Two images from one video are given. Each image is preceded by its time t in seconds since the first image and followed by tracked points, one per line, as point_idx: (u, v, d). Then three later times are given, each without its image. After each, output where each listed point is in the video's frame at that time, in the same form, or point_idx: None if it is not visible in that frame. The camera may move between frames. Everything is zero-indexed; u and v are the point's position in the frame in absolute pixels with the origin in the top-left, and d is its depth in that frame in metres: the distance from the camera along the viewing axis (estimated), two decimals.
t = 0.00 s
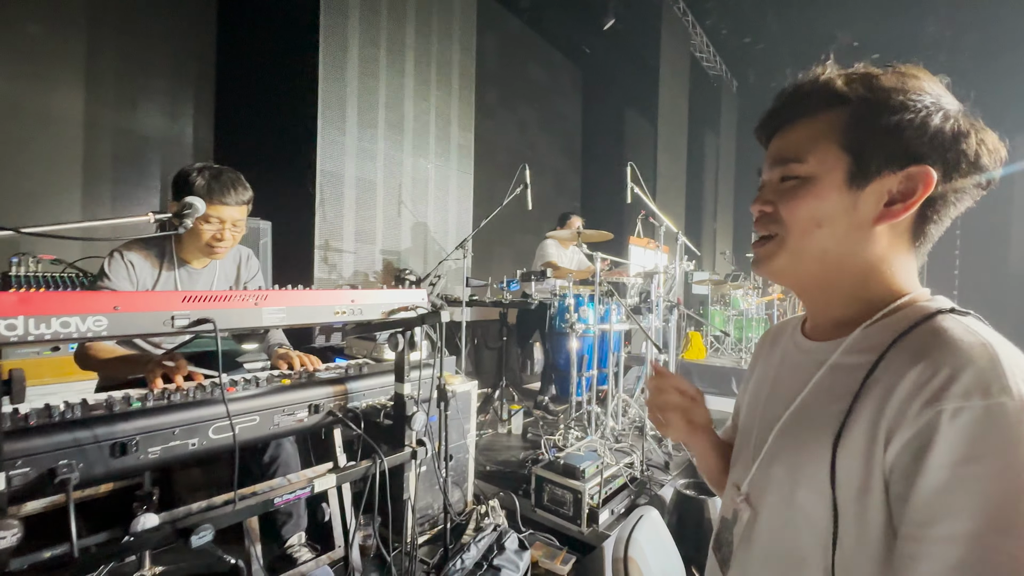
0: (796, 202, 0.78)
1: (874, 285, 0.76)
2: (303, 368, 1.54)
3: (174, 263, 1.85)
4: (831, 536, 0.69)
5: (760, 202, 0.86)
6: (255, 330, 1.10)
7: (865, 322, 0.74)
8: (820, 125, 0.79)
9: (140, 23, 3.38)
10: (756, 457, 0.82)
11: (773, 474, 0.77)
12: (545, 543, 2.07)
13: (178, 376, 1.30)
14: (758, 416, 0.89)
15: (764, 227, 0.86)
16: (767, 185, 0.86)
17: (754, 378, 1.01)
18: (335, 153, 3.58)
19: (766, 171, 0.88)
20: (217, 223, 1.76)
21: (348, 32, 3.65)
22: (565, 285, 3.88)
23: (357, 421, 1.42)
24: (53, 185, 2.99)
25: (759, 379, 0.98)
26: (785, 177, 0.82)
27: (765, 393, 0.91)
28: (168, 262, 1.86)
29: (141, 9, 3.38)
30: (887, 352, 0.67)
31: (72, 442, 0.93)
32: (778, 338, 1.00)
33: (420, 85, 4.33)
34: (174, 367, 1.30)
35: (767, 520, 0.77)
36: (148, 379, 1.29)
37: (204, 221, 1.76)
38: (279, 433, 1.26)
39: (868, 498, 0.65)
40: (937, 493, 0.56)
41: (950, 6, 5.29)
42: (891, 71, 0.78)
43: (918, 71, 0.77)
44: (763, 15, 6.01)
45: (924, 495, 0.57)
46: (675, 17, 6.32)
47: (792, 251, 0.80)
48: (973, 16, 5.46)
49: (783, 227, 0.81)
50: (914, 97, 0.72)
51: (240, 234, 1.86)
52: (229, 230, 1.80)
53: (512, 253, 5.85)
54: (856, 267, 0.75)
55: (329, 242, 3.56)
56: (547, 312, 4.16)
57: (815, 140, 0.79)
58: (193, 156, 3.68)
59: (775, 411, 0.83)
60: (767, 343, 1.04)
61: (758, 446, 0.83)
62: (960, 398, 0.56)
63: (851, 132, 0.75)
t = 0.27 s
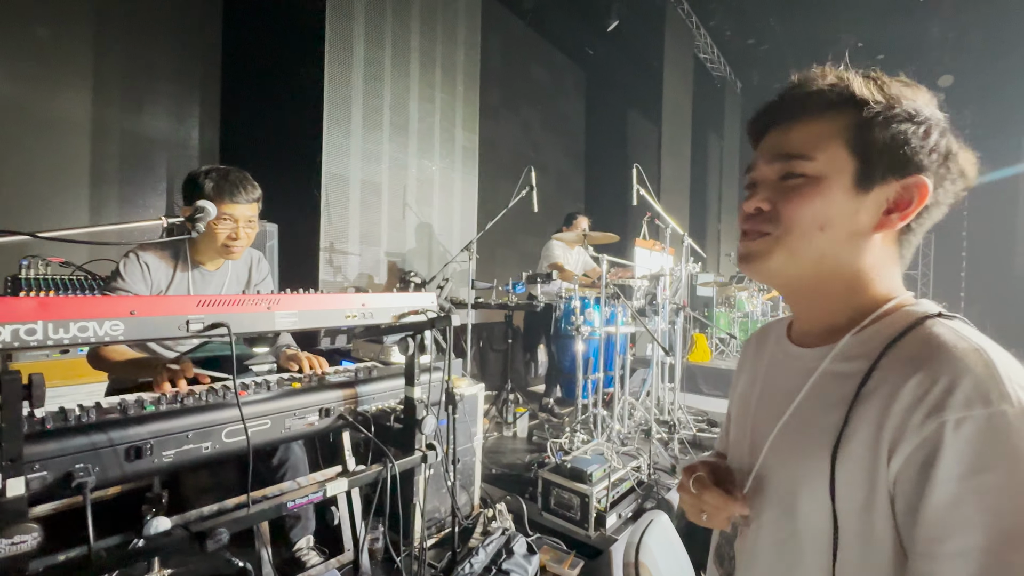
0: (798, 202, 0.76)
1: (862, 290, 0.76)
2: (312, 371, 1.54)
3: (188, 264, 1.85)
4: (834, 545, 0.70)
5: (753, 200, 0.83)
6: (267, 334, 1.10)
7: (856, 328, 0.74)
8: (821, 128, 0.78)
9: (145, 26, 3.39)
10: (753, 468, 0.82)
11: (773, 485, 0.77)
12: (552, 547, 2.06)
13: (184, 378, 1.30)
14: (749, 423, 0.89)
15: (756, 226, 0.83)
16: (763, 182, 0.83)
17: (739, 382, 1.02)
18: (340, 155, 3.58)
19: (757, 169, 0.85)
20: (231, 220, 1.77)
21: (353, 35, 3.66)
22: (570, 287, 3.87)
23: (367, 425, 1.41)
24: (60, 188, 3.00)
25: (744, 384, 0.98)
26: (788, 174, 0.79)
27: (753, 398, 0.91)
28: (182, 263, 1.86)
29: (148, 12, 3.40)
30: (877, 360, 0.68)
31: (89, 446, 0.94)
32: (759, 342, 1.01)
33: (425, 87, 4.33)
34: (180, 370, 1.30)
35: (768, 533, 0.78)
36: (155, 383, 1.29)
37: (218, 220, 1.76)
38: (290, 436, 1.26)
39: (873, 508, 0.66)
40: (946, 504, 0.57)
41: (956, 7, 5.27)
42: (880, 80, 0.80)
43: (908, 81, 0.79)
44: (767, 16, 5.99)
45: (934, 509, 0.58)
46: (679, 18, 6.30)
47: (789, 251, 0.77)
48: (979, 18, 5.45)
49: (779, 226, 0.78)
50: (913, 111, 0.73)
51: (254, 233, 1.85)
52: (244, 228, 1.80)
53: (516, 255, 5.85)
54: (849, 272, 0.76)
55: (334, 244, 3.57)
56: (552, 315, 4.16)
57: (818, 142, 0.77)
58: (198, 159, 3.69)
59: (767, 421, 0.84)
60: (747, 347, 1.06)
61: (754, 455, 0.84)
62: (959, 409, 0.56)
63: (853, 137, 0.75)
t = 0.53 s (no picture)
0: (786, 207, 0.81)
1: (835, 298, 0.83)
2: (320, 376, 1.54)
3: (199, 270, 1.86)
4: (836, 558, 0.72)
5: (738, 202, 0.87)
6: (278, 339, 1.11)
7: (834, 338, 0.79)
8: (805, 135, 0.86)
9: (152, 32, 3.42)
10: (746, 485, 0.83)
11: (771, 496, 0.78)
12: (559, 552, 2.05)
13: (190, 383, 1.31)
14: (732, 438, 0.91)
15: (739, 228, 0.87)
16: (748, 188, 0.88)
17: (709, 396, 1.06)
18: (345, 159, 3.60)
19: (738, 172, 0.91)
20: (241, 229, 1.78)
21: (358, 40, 3.68)
22: (575, 290, 3.87)
23: (375, 430, 1.42)
24: (67, 192, 3.03)
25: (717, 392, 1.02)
26: (773, 179, 0.85)
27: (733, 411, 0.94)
28: (193, 269, 1.88)
29: (153, 18, 3.42)
30: (863, 370, 0.73)
31: (102, 451, 0.94)
32: (728, 352, 1.05)
33: (429, 91, 4.35)
34: (186, 374, 1.31)
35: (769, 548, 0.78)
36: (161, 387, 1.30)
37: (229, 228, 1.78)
38: (300, 441, 1.26)
39: (876, 518, 0.68)
40: (953, 512, 0.60)
41: (961, 9, 5.24)
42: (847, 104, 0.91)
43: (875, 105, 0.90)
44: (771, 18, 5.98)
45: (943, 518, 0.60)
46: (683, 20, 6.29)
47: (777, 255, 0.82)
48: (985, 20, 5.42)
49: (767, 230, 0.82)
50: (882, 130, 0.85)
51: (264, 240, 1.86)
52: (253, 236, 1.81)
53: (520, 258, 5.85)
54: (827, 279, 0.82)
55: (339, 248, 3.58)
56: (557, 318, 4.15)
57: (802, 148, 0.84)
58: (204, 162, 3.71)
59: (755, 436, 0.86)
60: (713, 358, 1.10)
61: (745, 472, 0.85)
62: (955, 417, 0.60)
63: (835, 148, 0.83)
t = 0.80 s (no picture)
0: (769, 208, 0.81)
1: (807, 296, 0.86)
2: (329, 377, 1.55)
3: (215, 271, 1.88)
4: (824, 548, 0.73)
5: (722, 203, 0.86)
6: (288, 340, 1.12)
7: (809, 334, 0.82)
8: (780, 137, 0.87)
9: (161, 35, 3.45)
10: (733, 483, 0.85)
11: (761, 491, 0.79)
12: (566, 553, 2.06)
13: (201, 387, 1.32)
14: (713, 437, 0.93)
15: (722, 229, 0.85)
16: (728, 189, 0.87)
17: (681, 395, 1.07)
18: (351, 161, 3.62)
19: (717, 173, 0.90)
20: (257, 233, 1.80)
21: (364, 41, 3.69)
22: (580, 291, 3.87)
23: (384, 430, 1.44)
24: (77, 194, 3.05)
25: (692, 391, 1.03)
26: (754, 181, 0.85)
27: (711, 410, 0.96)
28: (210, 270, 1.90)
29: (161, 22, 3.45)
30: (842, 364, 0.76)
31: (116, 452, 0.95)
32: (700, 352, 1.06)
33: (435, 92, 4.36)
34: (198, 379, 1.33)
35: (761, 543, 0.79)
36: (173, 390, 1.31)
37: (245, 231, 1.80)
38: (311, 442, 1.27)
39: (864, 506, 0.70)
40: (933, 496, 0.62)
41: (970, 7, 5.21)
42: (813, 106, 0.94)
43: (841, 108, 0.94)
44: (777, 17, 5.96)
45: (926, 503, 0.62)
46: (689, 20, 6.27)
47: (761, 256, 0.81)
48: (994, 17, 5.38)
49: (751, 231, 0.82)
50: (849, 134, 0.89)
51: (280, 243, 1.88)
52: (269, 240, 1.83)
53: (525, 258, 5.85)
54: (805, 277, 0.85)
55: (346, 249, 3.60)
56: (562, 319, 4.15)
57: (779, 150, 0.85)
58: (212, 164, 3.73)
59: (736, 433, 0.87)
60: (683, 357, 1.11)
61: (731, 471, 0.87)
62: (932, 407, 0.63)
63: (809, 150, 0.86)
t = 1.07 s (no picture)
0: (764, 219, 0.82)
1: (794, 305, 0.88)
2: (336, 380, 1.56)
3: (226, 276, 1.90)
4: (813, 550, 0.75)
5: (716, 216, 0.86)
6: (297, 345, 1.12)
7: (797, 341, 0.83)
8: (770, 150, 0.88)
9: (170, 39, 3.48)
10: (725, 489, 0.86)
11: (753, 496, 0.81)
12: (573, 556, 2.05)
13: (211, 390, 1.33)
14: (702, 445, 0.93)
15: (717, 241, 0.85)
16: (721, 201, 0.87)
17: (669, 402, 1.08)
18: (357, 164, 3.63)
19: (709, 184, 0.90)
20: (268, 240, 1.81)
21: (370, 44, 3.70)
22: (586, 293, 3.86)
23: (391, 434, 1.44)
24: (88, 198, 3.09)
25: (679, 398, 1.04)
26: (747, 193, 0.86)
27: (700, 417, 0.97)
28: (221, 275, 1.91)
29: (169, 27, 3.48)
30: (829, 372, 0.78)
31: (128, 455, 0.96)
32: (687, 359, 1.07)
33: (440, 94, 4.37)
34: (207, 382, 1.33)
35: (754, 546, 0.81)
36: (182, 393, 1.32)
37: (256, 237, 1.81)
38: (318, 446, 1.28)
39: (853, 510, 0.72)
40: (918, 500, 0.64)
41: (981, 4, 5.15)
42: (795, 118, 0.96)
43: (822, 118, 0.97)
44: (783, 16, 5.92)
45: (914, 508, 0.64)
46: (695, 19, 6.24)
47: (756, 267, 0.82)
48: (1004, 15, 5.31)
49: (748, 242, 0.82)
50: (830, 147, 0.91)
51: (291, 250, 1.89)
52: (280, 247, 1.84)
53: (530, 259, 5.85)
54: (793, 287, 0.86)
55: (352, 251, 3.61)
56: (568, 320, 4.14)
57: (769, 164, 0.86)
58: (220, 167, 3.76)
59: (726, 440, 0.88)
60: (669, 363, 1.12)
61: (722, 478, 0.87)
62: (918, 415, 0.64)
63: (796, 162, 0.87)
